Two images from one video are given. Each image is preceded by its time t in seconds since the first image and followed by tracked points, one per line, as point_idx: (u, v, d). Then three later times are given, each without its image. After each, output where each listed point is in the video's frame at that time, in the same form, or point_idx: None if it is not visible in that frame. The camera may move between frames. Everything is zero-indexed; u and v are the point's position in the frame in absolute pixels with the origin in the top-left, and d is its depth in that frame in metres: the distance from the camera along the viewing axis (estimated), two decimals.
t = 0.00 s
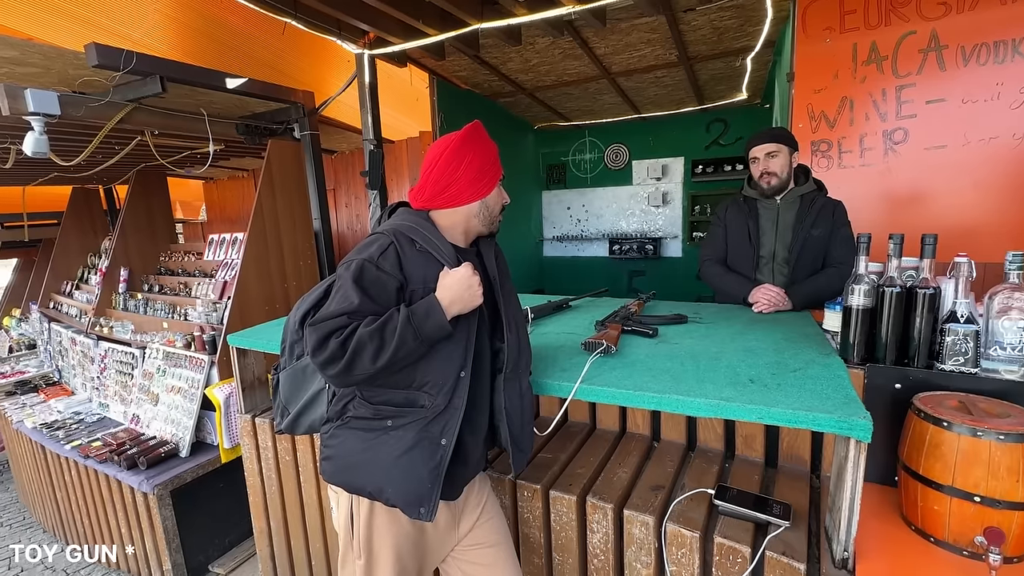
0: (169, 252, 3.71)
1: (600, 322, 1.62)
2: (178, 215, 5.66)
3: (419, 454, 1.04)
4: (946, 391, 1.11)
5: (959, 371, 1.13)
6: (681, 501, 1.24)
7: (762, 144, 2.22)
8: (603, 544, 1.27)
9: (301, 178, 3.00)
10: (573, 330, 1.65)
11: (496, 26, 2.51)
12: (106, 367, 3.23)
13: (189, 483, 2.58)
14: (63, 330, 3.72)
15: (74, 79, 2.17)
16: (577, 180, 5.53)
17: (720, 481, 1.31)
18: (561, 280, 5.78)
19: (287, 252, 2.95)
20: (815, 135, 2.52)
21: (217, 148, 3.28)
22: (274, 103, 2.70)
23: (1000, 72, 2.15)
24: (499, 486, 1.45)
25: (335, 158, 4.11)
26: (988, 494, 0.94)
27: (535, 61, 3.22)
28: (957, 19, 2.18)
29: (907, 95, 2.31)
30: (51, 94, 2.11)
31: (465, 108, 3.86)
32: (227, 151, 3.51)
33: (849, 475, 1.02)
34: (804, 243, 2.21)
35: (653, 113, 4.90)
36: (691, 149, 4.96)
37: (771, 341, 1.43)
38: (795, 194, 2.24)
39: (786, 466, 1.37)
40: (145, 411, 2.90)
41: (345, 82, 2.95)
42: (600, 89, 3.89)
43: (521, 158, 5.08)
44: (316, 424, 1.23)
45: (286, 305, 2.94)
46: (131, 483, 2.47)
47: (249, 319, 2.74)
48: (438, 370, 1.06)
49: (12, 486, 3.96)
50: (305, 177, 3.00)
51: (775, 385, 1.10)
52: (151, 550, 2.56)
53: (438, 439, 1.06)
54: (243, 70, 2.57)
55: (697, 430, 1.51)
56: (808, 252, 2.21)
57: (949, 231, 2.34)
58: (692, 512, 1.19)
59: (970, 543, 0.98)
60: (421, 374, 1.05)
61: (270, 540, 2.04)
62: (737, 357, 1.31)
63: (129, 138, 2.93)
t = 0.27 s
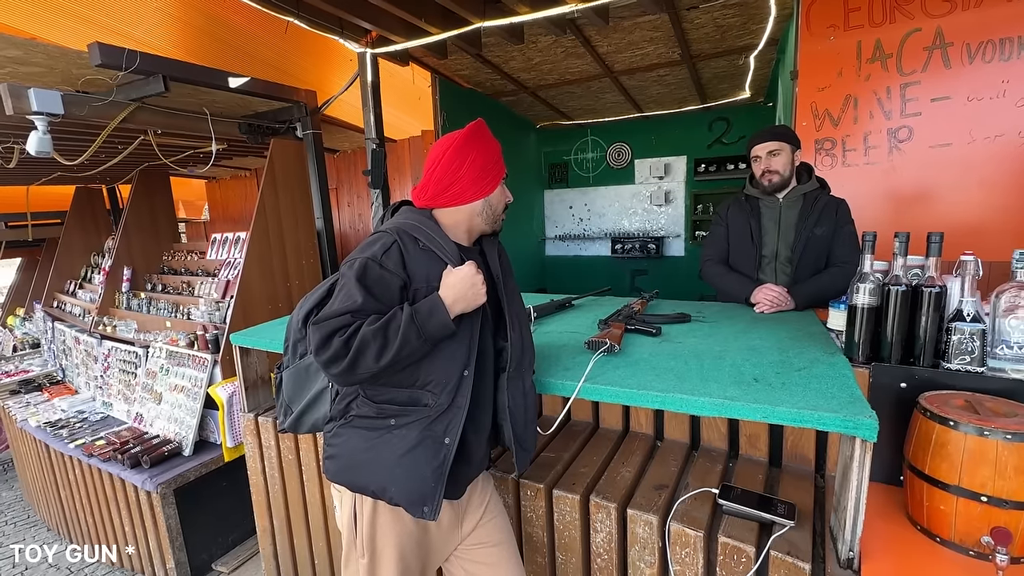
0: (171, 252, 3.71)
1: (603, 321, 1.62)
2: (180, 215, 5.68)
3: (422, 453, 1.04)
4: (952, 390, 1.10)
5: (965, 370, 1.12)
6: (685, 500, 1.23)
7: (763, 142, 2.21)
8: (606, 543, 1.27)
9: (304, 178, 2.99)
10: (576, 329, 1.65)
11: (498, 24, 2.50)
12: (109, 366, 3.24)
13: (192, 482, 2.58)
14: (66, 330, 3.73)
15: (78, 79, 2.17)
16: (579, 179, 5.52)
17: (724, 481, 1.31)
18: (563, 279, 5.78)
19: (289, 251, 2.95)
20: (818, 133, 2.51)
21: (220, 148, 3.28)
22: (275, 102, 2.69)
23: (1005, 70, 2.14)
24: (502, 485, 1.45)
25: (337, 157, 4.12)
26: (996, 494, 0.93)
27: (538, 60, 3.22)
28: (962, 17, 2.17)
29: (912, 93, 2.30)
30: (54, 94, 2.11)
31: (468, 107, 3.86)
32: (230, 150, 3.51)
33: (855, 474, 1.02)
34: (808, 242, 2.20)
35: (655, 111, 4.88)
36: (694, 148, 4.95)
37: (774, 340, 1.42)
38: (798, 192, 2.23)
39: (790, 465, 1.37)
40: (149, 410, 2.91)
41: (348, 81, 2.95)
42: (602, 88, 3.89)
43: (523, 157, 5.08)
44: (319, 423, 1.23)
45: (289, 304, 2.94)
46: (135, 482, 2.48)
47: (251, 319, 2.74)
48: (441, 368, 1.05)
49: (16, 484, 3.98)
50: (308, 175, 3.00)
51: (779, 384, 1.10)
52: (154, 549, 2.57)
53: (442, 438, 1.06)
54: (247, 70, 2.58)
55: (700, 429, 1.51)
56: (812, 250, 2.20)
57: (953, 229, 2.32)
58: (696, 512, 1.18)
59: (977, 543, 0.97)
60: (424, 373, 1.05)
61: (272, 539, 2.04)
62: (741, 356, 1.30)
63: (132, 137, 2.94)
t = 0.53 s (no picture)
0: (174, 251, 3.72)
1: (604, 320, 1.62)
2: (183, 214, 5.69)
3: (424, 451, 1.04)
4: (955, 389, 1.10)
5: (968, 369, 1.11)
6: (687, 499, 1.23)
7: (764, 140, 2.20)
8: (608, 542, 1.26)
9: (306, 177, 2.99)
10: (577, 328, 1.65)
11: (500, 23, 2.50)
12: (112, 365, 3.25)
13: (194, 480, 2.59)
14: (69, 329, 3.74)
15: (80, 79, 2.18)
16: (581, 178, 5.52)
17: (726, 480, 1.30)
18: (564, 278, 5.78)
19: (291, 249, 2.95)
20: (821, 131, 2.51)
21: (222, 147, 3.29)
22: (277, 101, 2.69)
23: (1008, 68, 2.12)
24: (503, 484, 1.45)
25: (339, 156, 4.12)
26: (999, 493, 0.93)
27: (539, 59, 3.21)
28: (966, 14, 2.16)
29: (915, 91, 2.29)
30: (57, 93, 2.11)
31: (469, 106, 3.86)
32: (231, 149, 3.52)
33: (857, 473, 1.02)
34: (810, 240, 2.20)
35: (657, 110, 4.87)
36: (695, 147, 4.94)
37: (776, 339, 1.42)
38: (800, 191, 2.23)
39: (792, 464, 1.36)
40: (151, 409, 2.92)
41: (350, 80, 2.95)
42: (604, 87, 3.88)
43: (524, 156, 5.08)
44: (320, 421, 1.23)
45: (291, 303, 2.95)
46: (137, 481, 2.49)
47: (253, 318, 2.75)
48: (442, 367, 1.05)
49: (19, 483, 3.99)
50: (309, 174, 3.00)
51: (781, 383, 1.10)
52: (157, 547, 2.57)
53: (443, 436, 1.06)
54: (249, 69, 2.59)
55: (701, 428, 1.50)
56: (814, 249, 2.19)
57: (956, 228, 2.31)
58: (698, 511, 1.18)
59: (979, 543, 0.97)
60: (425, 371, 1.05)
61: (274, 537, 2.04)
62: (743, 355, 1.30)
63: (135, 136, 2.95)
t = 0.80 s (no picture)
0: (176, 250, 3.73)
1: (605, 319, 1.62)
2: (186, 214, 5.71)
3: (424, 450, 1.04)
4: (957, 388, 1.09)
5: (970, 369, 1.11)
6: (687, 499, 1.23)
7: (766, 139, 2.19)
8: (609, 541, 1.26)
9: (307, 176, 3.00)
10: (578, 327, 1.65)
11: (501, 22, 2.49)
12: (115, 364, 3.27)
13: (197, 478, 2.60)
14: (73, 327, 3.76)
15: (83, 79, 2.18)
16: (583, 177, 5.51)
17: (726, 480, 1.30)
18: (566, 277, 5.78)
19: (293, 249, 2.96)
20: (823, 131, 2.50)
21: (224, 146, 3.30)
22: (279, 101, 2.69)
23: (1012, 66, 2.11)
24: (504, 483, 1.45)
25: (341, 156, 4.13)
26: (1000, 494, 0.93)
27: (541, 58, 3.21)
28: (969, 12, 2.15)
29: (918, 90, 2.28)
30: (59, 93, 2.12)
31: (471, 105, 3.86)
32: (234, 149, 3.53)
33: (857, 473, 1.01)
34: (812, 240, 2.19)
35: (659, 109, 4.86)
36: (697, 146, 4.93)
37: (777, 339, 1.41)
38: (802, 190, 2.23)
39: (792, 464, 1.36)
40: (154, 408, 2.93)
41: (352, 80, 2.96)
42: (606, 86, 3.88)
43: (526, 155, 5.07)
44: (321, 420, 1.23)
45: (293, 302, 2.95)
46: (140, 479, 2.50)
47: (255, 317, 2.76)
48: (442, 366, 1.05)
49: (24, 480, 4.02)
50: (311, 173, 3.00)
51: (782, 382, 1.10)
52: (160, 545, 2.58)
53: (444, 435, 1.06)
54: (251, 68, 2.59)
55: (702, 428, 1.50)
56: (816, 248, 2.19)
57: (959, 227, 2.30)
58: (698, 511, 1.18)
59: (981, 543, 0.96)
60: (425, 370, 1.05)
61: (276, 535, 2.05)
62: (744, 354, 1.30)
63: (137, 136, 2.96)
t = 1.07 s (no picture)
0: (180, 249, 3.75)
1: (607, 319, 1.61)
2: (190, 213, 5.73)
3: (424, 449, 1.04)
4: (960, 390, 1.09)
5: (974, 370, 1.10)
6: (688, 499, 1.22)
7: (764, 141, 2.18)
8: (609, 541, 1.26)
9: (310, 176, 3.00)
10: (579, 327, 1.65)
11: (503, 21, 2.49)
12: (119, 362, 3.28)
13: (199, 477, 2.61)
14: (77, 326, 3.77)
15: (86, 78, 2.19)
16: (585, 177, 5.50)
17: (728, 480, 1.30)
18: (569, 277, 5.77)
19: (295, 247, 2.97)
20: (827, 130, 2.49)
21: (228, 146, 3.30)
22: (282, 100, 2.69)
23: (1018, 65, 2.09)
24: (505, 483, 1.45)
25: (343, 155, 4.13)
26: (1004, 496, 0.92)
27: (543, 57, 3.21)
28: (975, 10, 2.13)
29: (922, 89, 2.27)
30: (63, 93, 2.13)
31: (473, 104, 3.86)
32: (237, 148, 3.53)
33: (859, 474, 1.01)
34: (816, 239, 2.18)
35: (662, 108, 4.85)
36: (700, 145, 4.91)
37: (779, 339, 1.41)
38: (805, 189, 2.21)
39: (795, 465, 1.36)
40: (157, 406, 2.94)
41: (355, 79, 2.96)
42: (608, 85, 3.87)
43: (529, 155, 5.07)
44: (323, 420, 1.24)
45: (295, 301, 2.96)
46: (144, 477, 2.51)
47: (258, 315, 2.77)
48: (442, 365, 1.05)
49: (29, 478, 4.04)
50: (313, 172, 3.00)
51: (784, 383, 1.09)
52: (163, 543, 2.59)
53: (444, 434, 1.06)
54: (253, 67, 2.59)
55: (704, 428, 1.50)
56: (820, 248, 2.17)
57: (964, 227, 2.29)
58: (699, 511, 1.17)
59: (984, 545, 0.96)
60: (426, 370, 1.05)
61: (278, 534, 2.05)
62: (746, 354, 1.29)
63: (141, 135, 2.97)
